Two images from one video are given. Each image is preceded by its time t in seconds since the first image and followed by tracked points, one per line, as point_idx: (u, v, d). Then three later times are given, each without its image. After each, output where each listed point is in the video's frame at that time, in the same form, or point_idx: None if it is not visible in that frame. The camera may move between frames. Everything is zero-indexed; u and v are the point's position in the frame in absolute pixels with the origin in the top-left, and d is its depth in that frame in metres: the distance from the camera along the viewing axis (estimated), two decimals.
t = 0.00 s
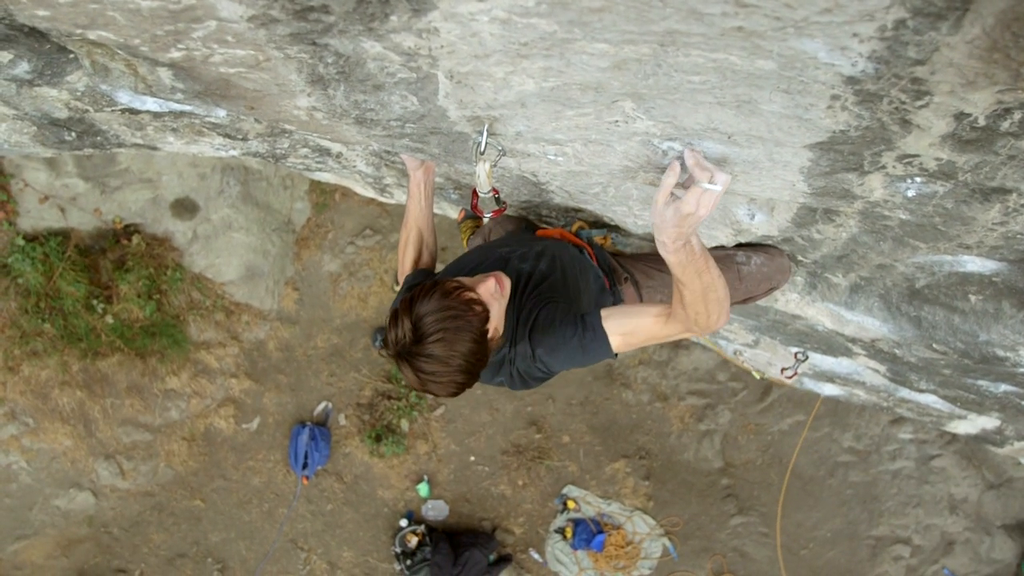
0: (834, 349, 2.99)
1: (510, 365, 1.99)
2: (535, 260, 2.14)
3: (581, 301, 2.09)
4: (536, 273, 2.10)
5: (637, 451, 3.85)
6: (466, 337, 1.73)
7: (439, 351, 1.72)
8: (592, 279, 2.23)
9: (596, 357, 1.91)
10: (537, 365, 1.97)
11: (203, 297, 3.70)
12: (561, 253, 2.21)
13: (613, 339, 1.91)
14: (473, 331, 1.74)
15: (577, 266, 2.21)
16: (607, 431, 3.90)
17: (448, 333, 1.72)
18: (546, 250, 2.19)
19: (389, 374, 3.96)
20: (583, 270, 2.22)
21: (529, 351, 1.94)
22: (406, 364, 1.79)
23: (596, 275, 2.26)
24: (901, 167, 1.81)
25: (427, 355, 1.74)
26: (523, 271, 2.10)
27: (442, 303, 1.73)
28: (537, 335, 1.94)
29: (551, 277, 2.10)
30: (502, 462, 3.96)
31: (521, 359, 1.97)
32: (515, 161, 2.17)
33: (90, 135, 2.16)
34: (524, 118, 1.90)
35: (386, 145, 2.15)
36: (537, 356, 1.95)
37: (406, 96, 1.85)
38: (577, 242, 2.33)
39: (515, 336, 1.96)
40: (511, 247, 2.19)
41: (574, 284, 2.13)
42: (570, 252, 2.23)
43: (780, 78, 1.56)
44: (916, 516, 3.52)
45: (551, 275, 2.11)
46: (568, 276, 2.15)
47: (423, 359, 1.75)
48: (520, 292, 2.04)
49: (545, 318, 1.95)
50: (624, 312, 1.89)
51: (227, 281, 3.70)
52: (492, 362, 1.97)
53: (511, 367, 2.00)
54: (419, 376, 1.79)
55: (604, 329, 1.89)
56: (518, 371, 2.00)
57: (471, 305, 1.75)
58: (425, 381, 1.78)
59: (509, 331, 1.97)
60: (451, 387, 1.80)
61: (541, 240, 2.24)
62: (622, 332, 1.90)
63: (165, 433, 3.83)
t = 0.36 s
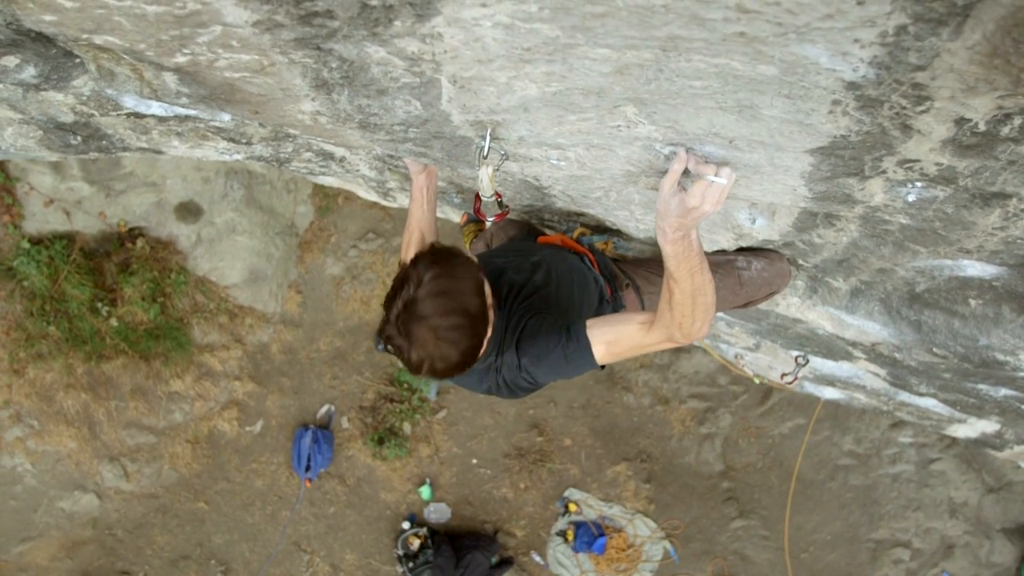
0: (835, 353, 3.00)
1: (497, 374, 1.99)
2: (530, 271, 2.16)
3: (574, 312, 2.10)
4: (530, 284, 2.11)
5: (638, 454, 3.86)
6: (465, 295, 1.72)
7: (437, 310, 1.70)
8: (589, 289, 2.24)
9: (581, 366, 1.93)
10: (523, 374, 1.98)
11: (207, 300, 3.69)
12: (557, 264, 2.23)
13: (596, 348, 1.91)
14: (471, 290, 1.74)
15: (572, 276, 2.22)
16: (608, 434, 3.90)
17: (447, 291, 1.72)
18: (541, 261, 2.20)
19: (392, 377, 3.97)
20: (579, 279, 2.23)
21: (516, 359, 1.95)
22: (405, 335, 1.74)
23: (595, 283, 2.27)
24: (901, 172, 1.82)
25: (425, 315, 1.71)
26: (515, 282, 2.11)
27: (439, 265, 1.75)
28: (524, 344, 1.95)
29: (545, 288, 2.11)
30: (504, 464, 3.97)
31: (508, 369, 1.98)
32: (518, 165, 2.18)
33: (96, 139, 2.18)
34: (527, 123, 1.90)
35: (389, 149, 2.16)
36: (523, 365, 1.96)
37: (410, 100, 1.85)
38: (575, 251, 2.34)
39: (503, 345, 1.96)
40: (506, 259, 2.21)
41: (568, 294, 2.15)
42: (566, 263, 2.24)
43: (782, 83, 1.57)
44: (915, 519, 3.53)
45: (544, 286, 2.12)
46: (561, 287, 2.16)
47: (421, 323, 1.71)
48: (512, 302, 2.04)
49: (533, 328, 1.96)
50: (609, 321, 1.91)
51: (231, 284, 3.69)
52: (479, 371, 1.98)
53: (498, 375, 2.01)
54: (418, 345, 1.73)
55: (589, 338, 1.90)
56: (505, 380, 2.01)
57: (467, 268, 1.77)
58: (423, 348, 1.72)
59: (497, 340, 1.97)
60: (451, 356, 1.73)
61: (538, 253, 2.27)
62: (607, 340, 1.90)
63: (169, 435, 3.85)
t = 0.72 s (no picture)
0: (834, 358, 3.02)
1: (483, 373, 1.99)
2: (527, 282, 2.16)
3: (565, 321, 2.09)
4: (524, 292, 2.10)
5: (640, 457, 3.89)
6: (461, 240, 1.76)
7: (437, 252, 1.72)
8: (584, 306, 2.23)
9: (564, 372, 1.92)
10: (508, 374, 1.96)
11: (214, 303, 3.75)
12: (555, 278, 2.23)
13: (580, 353, 1.90)
14: (466, 238, 1.78)
15: (568, 292, 2.22)
16: (610, 437, 3.93)
17: (443, 237, 1.75)
18: (539, 272, 2.21)
19: (397, 381, 4.02)
20: (576, 296, 2.23)
21: (502, 359, 1.95)
22: (406, 285, 1.74)
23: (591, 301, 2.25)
24: (900, 180, 1.85)
25: (425, 257, 1.72)
26: (511, 290, 2.11)
27: (431, 218, 1.79)
28: (512, 343, 1.94)
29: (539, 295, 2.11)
30: (507, 467, 4.00)
31: (493, 367, 1.97)
32: (522, 172, 2.20)
33: (106, 145, 2.20)
34: (532, 130, 1.93)
35: (395, 156, 2.18)
36: (509, 366, 1.95)
37: (416, 108, 1.88)
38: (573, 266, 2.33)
39: (492, 341, 1.96)
40: (507, 268, 2.22)
41: (561, 309, 2.15)
42: (565, 279, 2.25)
43: (783, 91, 1.59)
44: (914, 522, 3.55)
45: (539, 296, 2.12)
46: (556, 300, 2.16)
47: (422, 267, 1.72)
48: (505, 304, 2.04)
49: (523, 330, 1.96)
50: (595, 328, 1.90)
51: (238, 288, 3.75)
52: (465, 364, 1.97)
53: (483, 373, 2.00)
54: (420, 289, 1.71)
55: (574, 344, 1.90)
56: (490, 379, 2.00)
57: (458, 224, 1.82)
58: (427, 291, 1.71)
59: (486, 336, 1.96)
60: (455, 297, 1.72)
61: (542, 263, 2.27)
62: (590, 347, 1.89)
63: (177, 438, 3.87)
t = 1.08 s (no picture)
0: (830, 362, 3.11)
1: (489, 368, 2.07)
2: (541, 292, 2.24)
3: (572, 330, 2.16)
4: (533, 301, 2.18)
5: (642, 454, 3.98)
6: (481, 241, 1.86)
7: (458, 251, 1.82)
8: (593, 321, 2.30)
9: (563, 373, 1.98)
10: (512, 371, 2.03)
11: (238, 301, 3.85)
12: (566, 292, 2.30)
13: (574, 360, 1.97)
14: (484, 239, 1.88)
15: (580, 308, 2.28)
16: (613, 434, 4.02)
17: (464, 237, 1.85)
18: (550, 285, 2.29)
19: (411, 377, 4.11)
20: (586, 312, 2.28)
21: (507, 355, 2.02)
22: (427, 280, 1.83)
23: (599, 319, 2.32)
24: (895, 191, 1.94)
25: (447, 255, 1.81)
26: (524, 299, 2.19)
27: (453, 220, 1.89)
28: (517, 340, 2.02)
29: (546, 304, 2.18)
30: (515, 462, 4.09)
31: (499, 363, 2.04)
32: (534, 179, 2.29)
33: (140, 149, 2.28)
34: (544, 139, 2.01)
35: (414, 162, 2.27)
36: (513, 363, 2.02)
37: (434, 117, 1.96)
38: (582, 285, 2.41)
39: (500, 339, 2.04)
40: (525, 278, 2.33)
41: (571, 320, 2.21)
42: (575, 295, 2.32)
43: (785, 105, 1.68)
44: (904, 520, 3.64)
45: (549, 306, 2.19)
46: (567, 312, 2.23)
47: (443, 264, 1.81)
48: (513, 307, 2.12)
49: (529, 329, 2.03)
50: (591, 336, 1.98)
51: (260, 286, 3.84)
52: (475, 359, 2.06)
53: (490, 368, 2.07)
54: (441, 285, 1.81)
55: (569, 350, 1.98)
56: (495, 375, 2.08)
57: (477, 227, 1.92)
58: (447, 287, 1.80)
59: (495, 334, 2.05)
60: (472, 294, 1.82)
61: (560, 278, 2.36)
62: (583, 353, 1.96)
63: (200, 428, 3.95)
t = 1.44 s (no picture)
0: (831, 365, 3.22)
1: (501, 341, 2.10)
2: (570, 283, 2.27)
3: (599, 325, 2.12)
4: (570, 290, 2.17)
5: (649, 446, 4.13)
6: (499, 209, 1.95)
7: (476, 216, 1.92)
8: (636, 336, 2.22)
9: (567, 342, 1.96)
10: (516, 343, 2.06)
11: (276, 290, 4.01)
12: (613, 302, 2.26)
13: (585, 350, 1.95)
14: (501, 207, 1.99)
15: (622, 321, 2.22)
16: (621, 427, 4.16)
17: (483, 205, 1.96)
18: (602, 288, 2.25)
19: (435, 367, 4.25)
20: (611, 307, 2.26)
21: (515, 324, 2.05)
22: (447, 244, 1.94)
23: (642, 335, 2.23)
24: (900, 205, 2.06)
25: (464, 219, 1.92)
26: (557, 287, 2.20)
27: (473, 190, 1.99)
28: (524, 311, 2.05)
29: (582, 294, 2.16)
30: (530, 449, 4.22)
31: (505, 333, 2.09)
32: (559, 182, 2.40)
33: (191, 143, 2.41)
34: (570, 145, 2.12)
35: (447, 163, 2.38)
36: (521, 333, 2.04)
37: (468, 121, 2.07)
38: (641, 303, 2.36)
39: (512, 310, 2.10)
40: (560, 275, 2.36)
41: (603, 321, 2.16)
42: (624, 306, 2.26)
43: (800, 119, 1.78)
44: (894, 518, 3.76)
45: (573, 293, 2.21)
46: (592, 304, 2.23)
47: (462, 228, 1.92)
48: (542, 288, 2.15)
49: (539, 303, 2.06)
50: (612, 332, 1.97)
51: (297, 277, 4.01)
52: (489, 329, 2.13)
53: (498, 338, 2.12)
54: (459, 248, 1.92)
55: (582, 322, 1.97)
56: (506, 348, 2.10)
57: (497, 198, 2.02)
58: (464, 250, 1.91)
59: (511, 306, 2.13)
60: (489, 257, 1.92)
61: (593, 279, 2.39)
62: (601, 347, 1.95)
63: (237, 407, 4.03)
